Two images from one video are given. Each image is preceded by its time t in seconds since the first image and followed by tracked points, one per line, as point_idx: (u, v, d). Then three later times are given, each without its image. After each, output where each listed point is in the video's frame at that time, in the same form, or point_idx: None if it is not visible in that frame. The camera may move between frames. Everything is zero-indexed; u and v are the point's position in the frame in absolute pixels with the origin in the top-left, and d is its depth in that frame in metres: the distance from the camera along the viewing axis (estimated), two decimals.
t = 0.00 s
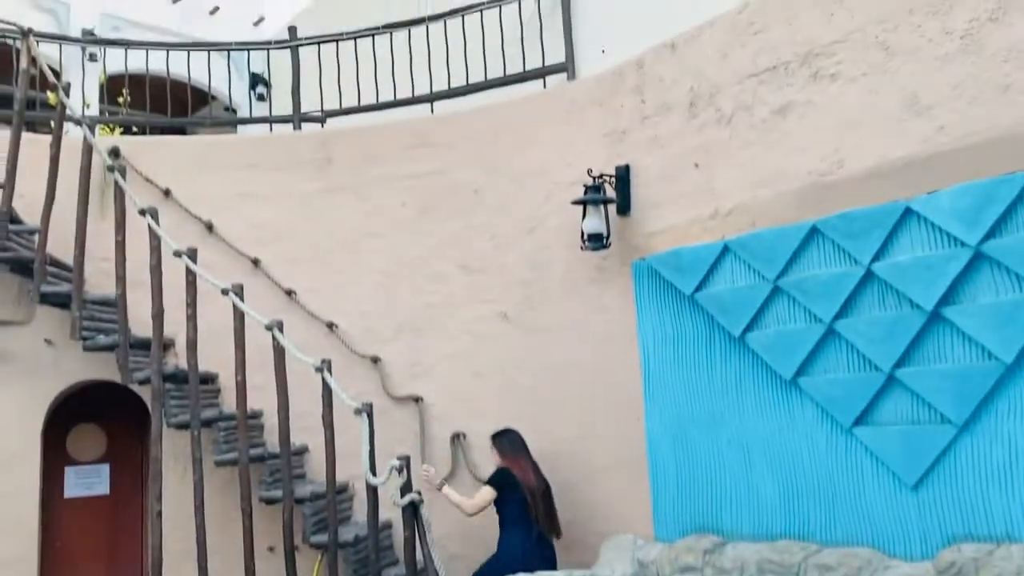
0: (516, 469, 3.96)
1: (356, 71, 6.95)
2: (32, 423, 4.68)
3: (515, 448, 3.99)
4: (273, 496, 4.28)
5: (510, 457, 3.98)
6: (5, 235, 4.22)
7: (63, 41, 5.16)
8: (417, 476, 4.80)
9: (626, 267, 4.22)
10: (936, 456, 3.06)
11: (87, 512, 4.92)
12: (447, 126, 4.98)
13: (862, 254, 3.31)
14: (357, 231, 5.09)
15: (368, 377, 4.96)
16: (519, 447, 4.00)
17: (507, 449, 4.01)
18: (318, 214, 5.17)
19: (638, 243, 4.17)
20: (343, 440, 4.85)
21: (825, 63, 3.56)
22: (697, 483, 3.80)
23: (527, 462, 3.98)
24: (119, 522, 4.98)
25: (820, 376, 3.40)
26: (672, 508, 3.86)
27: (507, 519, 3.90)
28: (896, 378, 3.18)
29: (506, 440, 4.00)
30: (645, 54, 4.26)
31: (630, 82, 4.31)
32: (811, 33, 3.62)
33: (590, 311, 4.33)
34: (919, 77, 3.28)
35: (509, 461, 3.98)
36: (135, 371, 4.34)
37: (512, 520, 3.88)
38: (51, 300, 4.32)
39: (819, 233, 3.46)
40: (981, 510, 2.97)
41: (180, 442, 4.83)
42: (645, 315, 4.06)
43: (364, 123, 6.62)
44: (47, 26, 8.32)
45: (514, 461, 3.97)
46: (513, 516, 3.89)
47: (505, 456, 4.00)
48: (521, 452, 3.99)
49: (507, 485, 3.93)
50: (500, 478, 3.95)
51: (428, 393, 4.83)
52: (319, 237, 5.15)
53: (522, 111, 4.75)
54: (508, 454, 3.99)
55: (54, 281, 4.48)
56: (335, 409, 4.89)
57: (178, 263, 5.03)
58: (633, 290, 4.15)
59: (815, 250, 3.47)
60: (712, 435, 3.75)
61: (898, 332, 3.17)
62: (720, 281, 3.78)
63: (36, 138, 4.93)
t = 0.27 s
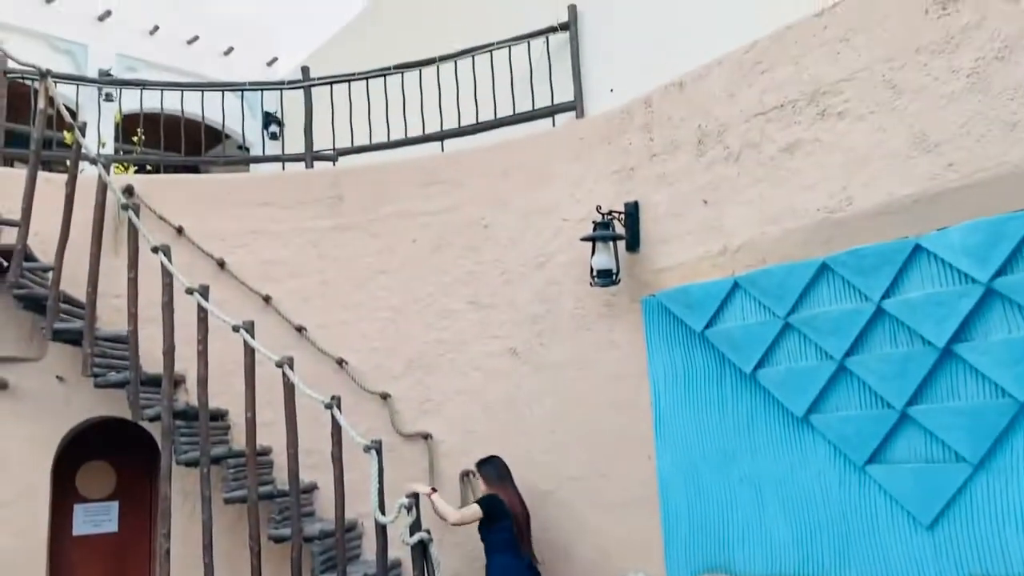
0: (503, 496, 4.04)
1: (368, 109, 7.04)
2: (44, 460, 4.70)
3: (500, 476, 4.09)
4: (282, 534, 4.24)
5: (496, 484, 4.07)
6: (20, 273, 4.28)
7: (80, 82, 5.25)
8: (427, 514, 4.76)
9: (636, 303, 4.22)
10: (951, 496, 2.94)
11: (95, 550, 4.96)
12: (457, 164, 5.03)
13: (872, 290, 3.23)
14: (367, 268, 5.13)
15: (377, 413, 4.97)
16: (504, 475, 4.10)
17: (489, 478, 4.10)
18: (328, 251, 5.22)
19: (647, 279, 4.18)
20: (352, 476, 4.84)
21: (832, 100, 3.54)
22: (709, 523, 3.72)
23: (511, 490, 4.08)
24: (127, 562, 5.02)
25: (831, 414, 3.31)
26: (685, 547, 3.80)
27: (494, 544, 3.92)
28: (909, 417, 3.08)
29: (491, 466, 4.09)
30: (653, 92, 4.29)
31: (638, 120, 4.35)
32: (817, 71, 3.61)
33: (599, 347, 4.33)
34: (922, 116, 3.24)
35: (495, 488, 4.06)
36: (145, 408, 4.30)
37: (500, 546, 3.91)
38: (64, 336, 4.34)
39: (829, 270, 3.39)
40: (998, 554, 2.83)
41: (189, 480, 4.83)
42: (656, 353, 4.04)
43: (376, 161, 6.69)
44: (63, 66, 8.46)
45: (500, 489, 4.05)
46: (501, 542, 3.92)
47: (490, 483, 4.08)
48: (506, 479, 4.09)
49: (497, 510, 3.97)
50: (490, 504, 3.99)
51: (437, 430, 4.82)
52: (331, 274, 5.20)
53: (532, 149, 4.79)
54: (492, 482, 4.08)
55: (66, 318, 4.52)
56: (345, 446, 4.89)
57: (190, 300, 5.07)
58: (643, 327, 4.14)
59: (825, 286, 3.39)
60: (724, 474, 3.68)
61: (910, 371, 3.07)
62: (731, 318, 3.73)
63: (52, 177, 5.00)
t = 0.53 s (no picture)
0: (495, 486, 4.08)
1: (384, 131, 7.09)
2: (60, 480, 4.73)
3: (488, 467, 4.12)
4: (295, 556, 4.23)
5: (485, 476, 4.11)
6: (38, 294, 4.32)
7: (100, 105, 5.32)
8: (442, 537, 4.74)
9: (651, 324, 4.21)
10: (971, 523, 2.88)
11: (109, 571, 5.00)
12: (472, 185, 5.05)
13: (890, 312, 3.18)
14: (382, 289, 5.15)
15: (391, 434, 4.97)
16: (492, 466, 4.14)
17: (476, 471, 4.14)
18: (343, 272, 5.25)
19: (663, 300, 4.17)
20: (366, 498, 4.83)
21: (848, 123, 3.53)
22: (725, 548, 3.69)
23: (501, 479, 4.12)
24: None
25: (849, 437, 3.27)
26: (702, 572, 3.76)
27: (494, 535, 3.95)
28: (928, 441, 3.02)
29: (479, 459, 4.13)
30: (668, 114, 4.30)
31: (653, 142, 4.36)
32: (832, 94, 3.61)
33: (614, 369, 4.32)
34: (939, 137, 3.22)
35: (484, 479, 4.10)
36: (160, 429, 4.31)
37: (501, 536, 3.94)
38: (81, 356, 4.37)
39: (845, 292, 3.36)
40: None
41: (204, 501, 4.84)
42: (672, 376, 4.02)
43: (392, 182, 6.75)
44: (85, 89, 8.58)
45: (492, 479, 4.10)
46: (502, 532, 3.95)
47: (479, 476, 4.11)
48: (495, 469, 4.14)
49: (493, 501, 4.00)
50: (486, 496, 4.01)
51: (451, 451, 4.81)
52: (346, 295, 5.22)
53: (547, 170, 4.81)
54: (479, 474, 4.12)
55: (84, 339, 4.55)
56: (359, 468, 4.88)
57: (206, 321, 5.10)
58: (658, 349, 4.13)
59: (841, 308, 3.36)
60: (741, 498, 3.65)
61: (929, 394, 3.02)
62: (747, 340, 3.71)
63: (72, 199, 5.06)
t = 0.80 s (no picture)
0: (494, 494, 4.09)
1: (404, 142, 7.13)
2: (82, 488, 4.77)
3: (487, 474, 4.13)
4: (314, 565, 4.25)
5: (484, 483, 4.11)
6: (62, 304, 4.40)
7: (124, 118, 5.39)
8: (460, 547, 4.74)
9: (671, 335, 4.20)
10: (995, 537, 2.84)
11: None
12: (491, 196, 5.07)
13: (912, 324, 3.15)
14: (401, 300, 5.17)
15: (410, 444, 4.98)
16: (486, 476, 4.15)
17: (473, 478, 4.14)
18: (363, 282, 5.27)
19: (682, 311, 4.16)
20: (385, 508, 4.84)
21: (868, 133, 3.52)
22: (745, 561, 3.66)
23: (498, 484, 4.15)
24: None
25: (871, 450, 3.24)
26: None
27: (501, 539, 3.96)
28: (951, 453, 2.99)
29: (478, 466, 4.14)
30: (687, 125, 4.30)
31: (672, 153, 4.35)
32: (852, 104, 3.59)
33: (633, 380, 4.31)
34: (961, 147, 3.19)
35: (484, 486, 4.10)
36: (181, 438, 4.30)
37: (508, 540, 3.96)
38: (104, 365, 4.41)
39: (866, 303, 3.34)
40: None
41: (224, 510, 4.87)
42: (691, 387, 4.01)
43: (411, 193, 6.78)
44: (109, 102, 8.69)
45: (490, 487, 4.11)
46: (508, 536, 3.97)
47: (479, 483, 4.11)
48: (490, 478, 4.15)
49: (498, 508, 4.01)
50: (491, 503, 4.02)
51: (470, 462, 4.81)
52: (365, 305, 5.24)
53: (565, 181, 4.81)
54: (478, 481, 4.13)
55: (107, 348, 4.60)
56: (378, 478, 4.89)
57: (227, 330, 5.14)
58: (678, 360, 4.12)
59: (862, 320, 3.34)
60: (761, 511, 3.62)
61: (952, 406, 2.99)
62: (767, 351, 3.68)
63: (97, 210, 5.12)
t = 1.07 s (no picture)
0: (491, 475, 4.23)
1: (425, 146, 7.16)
2: (106, 490, 4.83)
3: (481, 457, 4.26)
4: (335, 568, 4.27)
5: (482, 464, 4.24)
6: (87, 307, 4.45)
7: (148, 123, 5.45)
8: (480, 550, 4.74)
9: (691, 338, 4.18)
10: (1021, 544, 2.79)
11: None
12: (510, 199, 5.08)
13: (935, 328, 3.13)
14: (421, 303, 5.19)
15: (429, 447, 5.00)
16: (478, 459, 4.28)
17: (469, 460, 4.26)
18: (383, 286, 5.30)
19: (702, 314, 4.14)
20: (405, 511, 4.87)
21: (890, 135, 3.49)
22: (767, 566, 3.63)
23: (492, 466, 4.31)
24: None
25: (894, 454, 3.20)
26: None
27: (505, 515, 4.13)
28: (976, 458, 2.95)
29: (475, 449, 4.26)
30: (707, 127, 4.28)
31: (692, 155, 4.34)
32: (874, 106, 3.56)
33: (653, 383, 4.30)
34: (985, 148, 3.15)
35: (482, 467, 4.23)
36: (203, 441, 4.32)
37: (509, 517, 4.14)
38: (128, 369, 4.46)
39: (889, 306, 3.31)
40: None
41: (246, 513, 4.91)
42: (712, 390, 3.99)
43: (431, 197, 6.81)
44: (133, 108, 8.79)
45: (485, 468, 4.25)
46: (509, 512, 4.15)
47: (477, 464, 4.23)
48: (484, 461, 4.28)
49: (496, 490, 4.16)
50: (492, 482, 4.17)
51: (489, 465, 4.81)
52: (385, 308, 5.27)
53: (585, 184, 4.81)
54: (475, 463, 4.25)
55: (131, 352, 4.65)
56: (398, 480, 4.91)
57: (249, 334, 5.19)
58: (698, 363, 4.10)
59: (885, 323, 3.31)
60: (783, 516, 3.60)
61: (976, 411, 2.95)
62: (788, 354, 3.66)
63: (121, 215, 5.18)
